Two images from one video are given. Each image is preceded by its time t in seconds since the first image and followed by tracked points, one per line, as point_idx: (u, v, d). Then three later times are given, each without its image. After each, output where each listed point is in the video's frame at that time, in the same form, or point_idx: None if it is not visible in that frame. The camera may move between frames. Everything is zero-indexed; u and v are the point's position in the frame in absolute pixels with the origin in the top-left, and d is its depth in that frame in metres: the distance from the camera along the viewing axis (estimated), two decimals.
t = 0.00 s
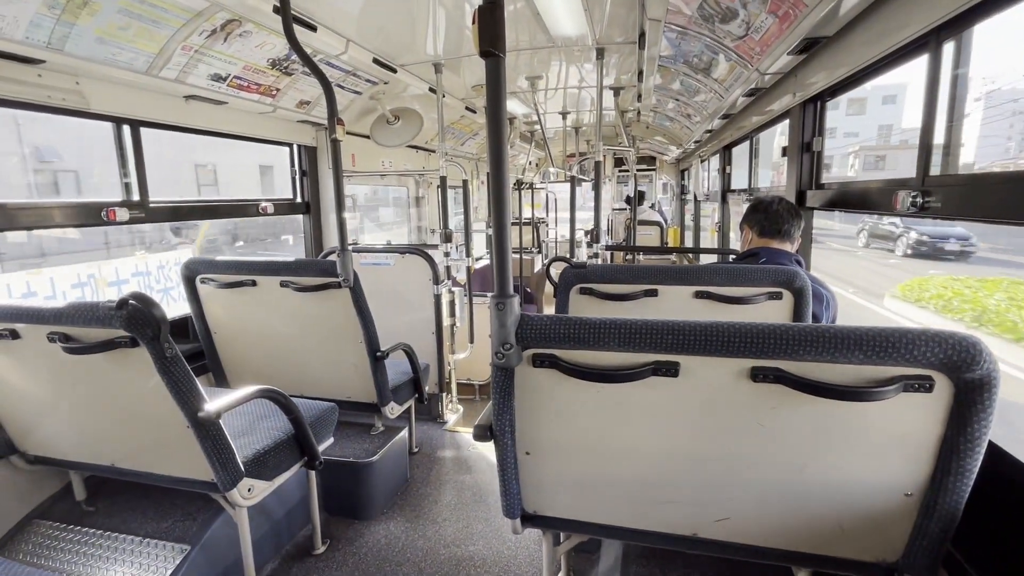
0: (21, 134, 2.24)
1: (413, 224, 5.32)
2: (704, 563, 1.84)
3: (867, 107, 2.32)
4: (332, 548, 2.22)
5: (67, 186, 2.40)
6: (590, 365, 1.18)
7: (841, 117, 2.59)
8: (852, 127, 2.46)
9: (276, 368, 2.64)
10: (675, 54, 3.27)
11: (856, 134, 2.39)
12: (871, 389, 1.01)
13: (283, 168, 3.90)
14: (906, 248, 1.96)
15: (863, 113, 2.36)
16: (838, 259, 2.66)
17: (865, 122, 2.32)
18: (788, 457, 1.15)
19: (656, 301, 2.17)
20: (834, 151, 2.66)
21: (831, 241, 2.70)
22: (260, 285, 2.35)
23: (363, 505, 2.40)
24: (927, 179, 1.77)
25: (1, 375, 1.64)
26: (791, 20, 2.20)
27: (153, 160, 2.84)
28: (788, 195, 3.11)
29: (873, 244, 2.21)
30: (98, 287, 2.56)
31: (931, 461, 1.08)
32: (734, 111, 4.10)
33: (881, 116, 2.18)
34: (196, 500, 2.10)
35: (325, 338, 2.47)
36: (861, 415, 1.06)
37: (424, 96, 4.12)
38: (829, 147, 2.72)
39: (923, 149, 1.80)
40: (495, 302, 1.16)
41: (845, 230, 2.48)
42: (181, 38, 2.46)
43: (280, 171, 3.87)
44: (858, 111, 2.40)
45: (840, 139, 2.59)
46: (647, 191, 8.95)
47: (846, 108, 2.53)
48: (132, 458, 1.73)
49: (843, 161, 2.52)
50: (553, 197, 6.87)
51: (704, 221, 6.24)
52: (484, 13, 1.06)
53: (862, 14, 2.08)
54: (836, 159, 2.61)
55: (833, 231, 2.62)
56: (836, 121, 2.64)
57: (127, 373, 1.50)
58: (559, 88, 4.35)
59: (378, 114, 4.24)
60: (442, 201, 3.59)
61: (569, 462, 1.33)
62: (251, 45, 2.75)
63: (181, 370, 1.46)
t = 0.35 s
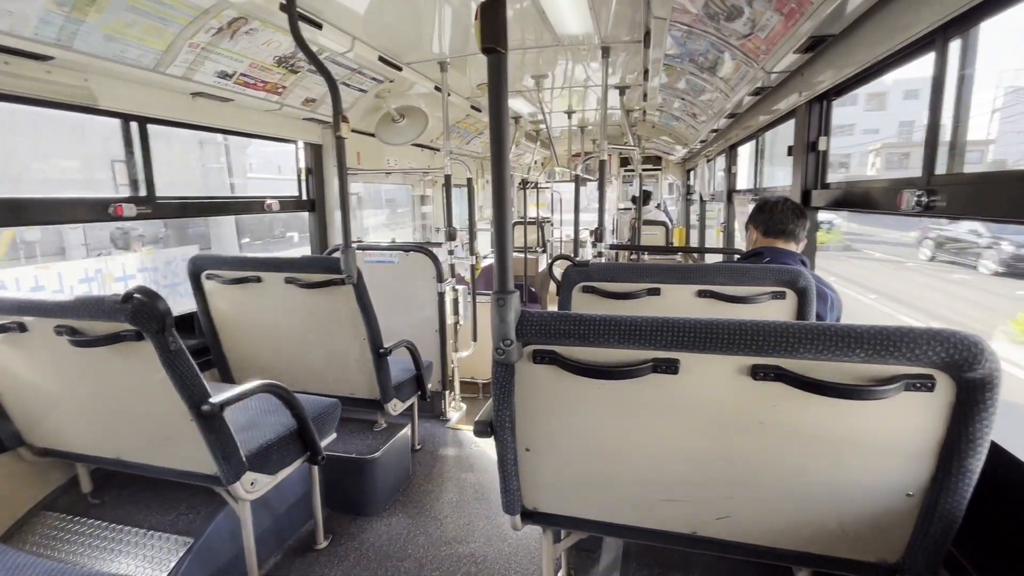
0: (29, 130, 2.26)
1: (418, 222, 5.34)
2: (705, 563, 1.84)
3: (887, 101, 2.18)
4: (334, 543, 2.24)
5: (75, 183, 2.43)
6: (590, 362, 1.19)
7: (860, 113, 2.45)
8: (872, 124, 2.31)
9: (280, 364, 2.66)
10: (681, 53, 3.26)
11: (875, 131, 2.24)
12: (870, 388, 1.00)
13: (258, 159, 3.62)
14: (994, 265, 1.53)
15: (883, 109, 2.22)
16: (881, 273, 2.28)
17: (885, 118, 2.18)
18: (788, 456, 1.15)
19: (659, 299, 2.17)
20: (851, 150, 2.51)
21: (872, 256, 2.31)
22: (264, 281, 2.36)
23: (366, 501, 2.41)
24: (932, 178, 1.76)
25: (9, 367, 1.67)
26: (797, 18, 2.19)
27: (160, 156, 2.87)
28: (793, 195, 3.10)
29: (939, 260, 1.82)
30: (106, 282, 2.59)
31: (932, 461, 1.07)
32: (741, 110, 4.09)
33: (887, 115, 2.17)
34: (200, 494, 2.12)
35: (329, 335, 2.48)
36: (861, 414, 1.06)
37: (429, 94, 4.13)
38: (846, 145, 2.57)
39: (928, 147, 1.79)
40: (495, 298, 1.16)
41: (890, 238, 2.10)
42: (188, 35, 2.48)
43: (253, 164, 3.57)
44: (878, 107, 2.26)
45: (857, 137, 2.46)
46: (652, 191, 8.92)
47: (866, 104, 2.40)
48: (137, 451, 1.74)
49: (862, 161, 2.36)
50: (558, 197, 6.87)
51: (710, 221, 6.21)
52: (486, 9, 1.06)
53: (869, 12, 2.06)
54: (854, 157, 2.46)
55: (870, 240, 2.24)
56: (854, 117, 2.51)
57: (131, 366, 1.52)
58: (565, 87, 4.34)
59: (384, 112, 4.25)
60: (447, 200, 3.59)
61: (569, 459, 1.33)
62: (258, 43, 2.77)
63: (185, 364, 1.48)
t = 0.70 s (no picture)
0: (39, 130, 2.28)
1: (425, 220, 5.35)
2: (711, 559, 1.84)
3: (912, 91, 2.04)
4: (341, 539, 2.25)
5: (84, 183, 2.45)
6: (595, 358, 1.18)
7: (881, 104, 2.29)
8: (895, 115, 2.17)
9: (288, 361, 2.68)
10: (687, 48, 3.25)
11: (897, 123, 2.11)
12: (877, 384, 0.99)
13: (225, 154, 3.30)
14: None
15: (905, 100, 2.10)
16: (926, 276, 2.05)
17: (909, 108, 2.04)
18: (795, 452, 1.14)
19: (664, 296, 2.17)
20: (873, 143, 2.35)
21: (927, 263, 1.95)
22: (272, 279, 2.38)
23: (373, 497, 2.43)
24: (942, 171, 1.74)
25: (21, 365, 1.69)
26: (804, 12, 2.17)
27: (168, 156, 2.89)
28: (802, 191, 3.08)
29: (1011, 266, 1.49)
30: (115, 280, 2.62)
31: (941, 458, 1.06)
32: (748, 105, 4.06)
33: (897, 109, 2.15)
34: (209, 489, 2.14)
35: (335, 332, 2.49)
36: (868, 410, 1.05)
37: (434, 92, 4.13)
38: (867, 138, 2.42)
39: (937, 141, 1.78)
40: (500, 294, 1.16)
41: (952, 242, 1.76)
42: (195, 35, 2.49)
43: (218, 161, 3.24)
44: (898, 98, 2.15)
45: (879, 129, 2.29)
46: (660, 188, 8.87)
47: (889, 95, 2.24)
48: (147, 447, 1.76)
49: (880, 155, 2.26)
50: (564, 194, 6.86)
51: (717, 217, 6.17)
52: (490, 5, 1.06)
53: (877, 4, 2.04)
54: (875, 151, 2.31)
55: (920, 244, 1.89)
56: (875, 107, 2.34)
57: (141, 364, 1.53)
58: (570, 84, 4.32)
59: (389, 110, 4.26)
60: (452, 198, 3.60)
61: (575, 455, 1.34)
62: (264, 42, 2.78)
63: (194, 360, 1.49)
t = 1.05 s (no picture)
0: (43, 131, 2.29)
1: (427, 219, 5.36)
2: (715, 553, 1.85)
3: (921, 83, 1.98)
4: (347, 536, 2.26)
5: (88, 183, 2.47)
6: (598, 353, 1.19)
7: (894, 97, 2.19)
8: (913, 107, 2.03)
9: (292, 360, 2.69)
10: (688, 43, 3.24)
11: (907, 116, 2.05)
12: (879, 376, 0.99)
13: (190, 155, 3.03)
14: None
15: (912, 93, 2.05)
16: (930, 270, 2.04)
17: (922, 102, 1.95)
18: (798, 446, 1.14)
19: (667, 291, 2.17)
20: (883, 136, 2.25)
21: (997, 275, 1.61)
22: (275, 278, 2.38)
23: (378, 494, 2.44)
24: (944, 164, 1.74)
25: (28, 364, 1.70)
26: (805, 6, 2.16)
27: (171, 156, 2.89)
28: (804, 186, 3.07)
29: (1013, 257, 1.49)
30: (120, 280, 2.63)
31: (945, 451, 1.06)
32: (750, 101, 4.05)
33: (899, 103, 2.15)
34: (215, 487, 2.16)
35: (339, 330, 2.51)
36: (871, 403, 1.05)
37: (436, 90, 4.14)
38: (882, 131, 2.26)
39: (940, 134, 1.77)
40: (503, 290, 1.17)
41: (1012, 250, 1.48)
42: (196, 35, 2.50)
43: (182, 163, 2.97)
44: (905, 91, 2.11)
45: (894, 123, 2.18)
46: (662, 185, 8.84)
47: (897, 86, 2.18)
48: (153, 445, 1.78)
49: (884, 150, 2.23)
50: (567, 192, 6.86)
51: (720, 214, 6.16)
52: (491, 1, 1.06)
53: None
54: (891, 145, 2.16)
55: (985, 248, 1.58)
56: (892, 99, 2.20)
57: (147, 363, 1.54)
58: (571, 81, 4.31)
59: (391, 108, 4.26)
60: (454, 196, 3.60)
61: (578, 450, 1.34)
62: (265, 42, 2.79)
63: (199, 358, 1.50)
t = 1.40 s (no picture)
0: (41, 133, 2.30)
1: (427, 219, 5.37)
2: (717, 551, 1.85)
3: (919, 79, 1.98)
4: (348, 536, 2.26)
5: (87, 185, 2.46)
6: (598, 351, 1.19)
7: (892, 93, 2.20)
8: (908, 104, 2.06)
9: (293, 361, 2.69)
10: (686, 41, 3.23)
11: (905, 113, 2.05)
12: (879, 372, 0.99)
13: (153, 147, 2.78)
14: None
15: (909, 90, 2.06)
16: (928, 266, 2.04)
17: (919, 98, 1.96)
18: (799, 443, 1.14)
19: (667, 290, 2.17)
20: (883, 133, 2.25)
21: None
22: (276, 279, 2.38)
23: (379, 494, 2.44)
24: (944, 160, 1.74)
25: (29, 367, 1.70)
26: (803, 3, 2.16)
27: (170, 157, 2.89)
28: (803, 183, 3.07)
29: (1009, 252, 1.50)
30: (120, 282, 2.63)
31: (946, 446, 1.06)
32: (749, 98, 4.05)
33: (897, 99, 2.15)
34: (217, 488, 2.16)
35: (339, 330, 2.51)
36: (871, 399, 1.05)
37: (435, 90, 4.14)
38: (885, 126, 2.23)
39: (939, 130, 1.77)
40: (503, 289, 1.17)
41: (1011, 245, 1.48)
42: (195, 36, 2.51)
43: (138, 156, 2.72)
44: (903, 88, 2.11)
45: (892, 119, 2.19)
46: (661, 183, 8.83)
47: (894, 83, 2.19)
48: (155, 447, 1.78)
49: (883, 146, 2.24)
50: (566, 191, 6.86)
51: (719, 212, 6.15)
52: None
53: None
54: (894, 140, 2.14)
55: None
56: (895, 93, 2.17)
57: (147, 364, 1.54)
58: (570, 80, 4.31)
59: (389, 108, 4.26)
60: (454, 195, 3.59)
61: (580, 449, 1.34)
62: (264, 43, 2.79)
63: (199, 359, 1.50)
